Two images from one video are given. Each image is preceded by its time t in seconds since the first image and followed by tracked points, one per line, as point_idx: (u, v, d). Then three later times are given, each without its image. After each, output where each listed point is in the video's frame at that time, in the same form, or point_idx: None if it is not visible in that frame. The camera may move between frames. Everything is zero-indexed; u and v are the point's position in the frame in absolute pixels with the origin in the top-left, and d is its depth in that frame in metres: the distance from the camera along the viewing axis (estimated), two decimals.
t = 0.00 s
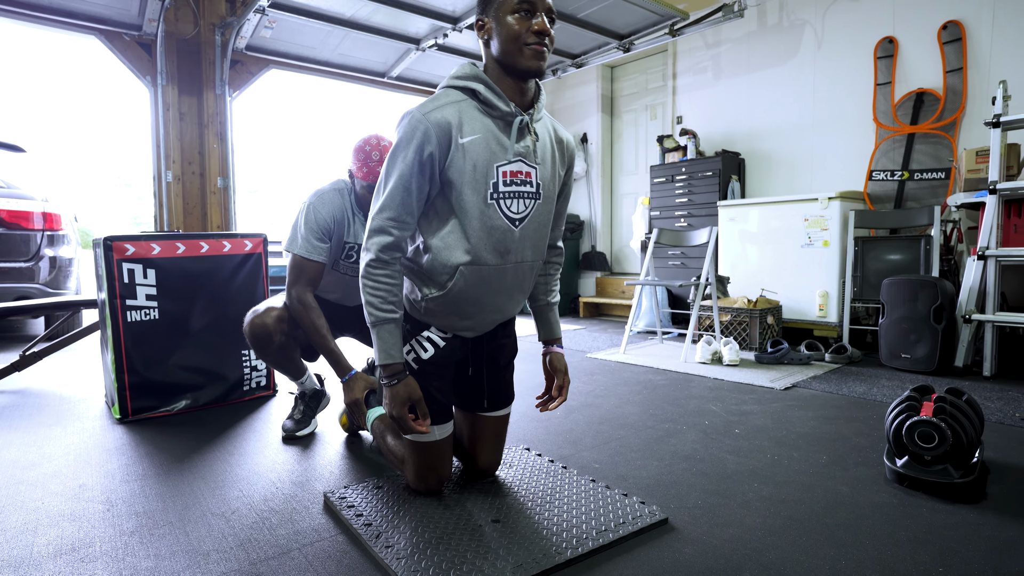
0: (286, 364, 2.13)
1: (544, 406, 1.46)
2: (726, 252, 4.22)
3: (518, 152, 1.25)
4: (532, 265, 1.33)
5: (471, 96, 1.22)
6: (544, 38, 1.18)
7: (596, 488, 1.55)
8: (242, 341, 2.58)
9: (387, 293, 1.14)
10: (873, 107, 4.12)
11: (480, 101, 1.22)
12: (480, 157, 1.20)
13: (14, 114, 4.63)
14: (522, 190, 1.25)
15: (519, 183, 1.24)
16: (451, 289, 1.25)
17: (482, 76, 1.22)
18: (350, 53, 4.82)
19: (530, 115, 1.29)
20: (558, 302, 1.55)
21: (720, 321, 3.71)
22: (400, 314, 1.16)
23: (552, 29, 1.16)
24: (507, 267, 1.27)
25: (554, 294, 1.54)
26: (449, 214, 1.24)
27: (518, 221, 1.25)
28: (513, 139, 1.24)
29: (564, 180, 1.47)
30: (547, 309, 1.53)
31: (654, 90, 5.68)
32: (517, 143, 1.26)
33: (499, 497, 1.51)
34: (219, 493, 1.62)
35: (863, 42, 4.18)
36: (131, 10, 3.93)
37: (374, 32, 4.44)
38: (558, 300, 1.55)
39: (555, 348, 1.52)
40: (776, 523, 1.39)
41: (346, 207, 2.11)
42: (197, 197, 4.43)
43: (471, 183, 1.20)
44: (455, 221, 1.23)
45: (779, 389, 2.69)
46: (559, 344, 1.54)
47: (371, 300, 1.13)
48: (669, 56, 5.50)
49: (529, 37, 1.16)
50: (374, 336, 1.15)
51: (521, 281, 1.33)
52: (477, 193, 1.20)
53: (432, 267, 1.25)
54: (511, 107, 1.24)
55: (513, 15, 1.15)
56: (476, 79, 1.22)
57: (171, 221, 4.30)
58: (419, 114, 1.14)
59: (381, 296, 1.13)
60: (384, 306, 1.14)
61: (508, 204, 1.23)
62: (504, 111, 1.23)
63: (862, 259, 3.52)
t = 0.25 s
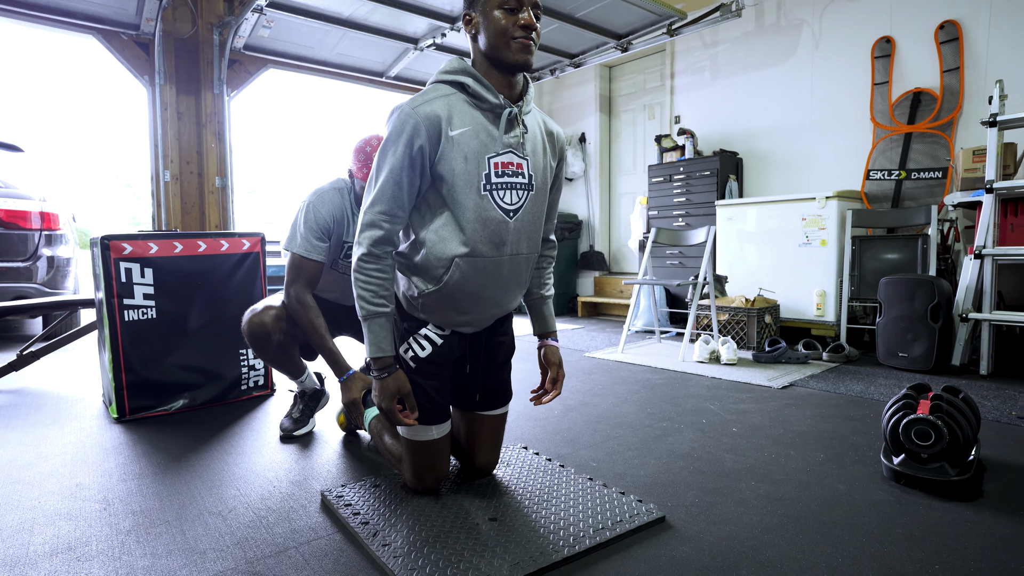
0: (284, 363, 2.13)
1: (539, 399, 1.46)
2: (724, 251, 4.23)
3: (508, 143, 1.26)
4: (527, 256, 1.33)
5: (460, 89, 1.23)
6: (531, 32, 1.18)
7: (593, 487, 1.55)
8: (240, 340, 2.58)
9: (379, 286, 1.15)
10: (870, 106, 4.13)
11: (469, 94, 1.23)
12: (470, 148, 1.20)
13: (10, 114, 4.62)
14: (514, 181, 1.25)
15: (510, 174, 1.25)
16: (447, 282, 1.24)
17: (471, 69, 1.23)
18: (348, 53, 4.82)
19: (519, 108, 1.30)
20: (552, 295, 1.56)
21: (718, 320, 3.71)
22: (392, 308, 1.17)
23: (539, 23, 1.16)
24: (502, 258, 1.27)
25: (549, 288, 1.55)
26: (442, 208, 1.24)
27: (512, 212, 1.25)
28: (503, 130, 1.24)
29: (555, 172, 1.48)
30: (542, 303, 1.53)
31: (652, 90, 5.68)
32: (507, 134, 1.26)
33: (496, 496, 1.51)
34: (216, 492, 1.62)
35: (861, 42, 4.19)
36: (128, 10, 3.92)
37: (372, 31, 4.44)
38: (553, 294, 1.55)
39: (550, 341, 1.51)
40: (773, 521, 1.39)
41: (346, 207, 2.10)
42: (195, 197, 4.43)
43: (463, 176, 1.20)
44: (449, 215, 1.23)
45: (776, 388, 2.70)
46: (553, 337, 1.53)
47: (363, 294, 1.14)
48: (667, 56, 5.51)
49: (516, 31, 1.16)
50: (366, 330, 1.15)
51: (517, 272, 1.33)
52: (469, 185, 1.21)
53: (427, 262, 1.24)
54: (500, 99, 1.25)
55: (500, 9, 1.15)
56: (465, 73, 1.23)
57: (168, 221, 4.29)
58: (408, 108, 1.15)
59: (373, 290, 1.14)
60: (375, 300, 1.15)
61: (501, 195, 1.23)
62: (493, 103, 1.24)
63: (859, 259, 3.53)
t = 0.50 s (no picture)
0: (281, 361, 2.13)
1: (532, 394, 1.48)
2: (722, 250, 4.23)
3: (506, 142, 1.25)
4: (525, 255, 1.33)
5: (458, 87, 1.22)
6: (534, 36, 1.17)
7: (591, 485, 1.55)
8: (238, 339, 2.57)
9: (372, 283, 1.15)
10: (868, 106, 4.13)
11: (467, 92, 1.22)
12: (468, 146, 1.20)
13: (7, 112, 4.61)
14: (511, 179, 1.25)
15: (507, 173, 1.24)
16: (443, 280, 1.24)
17: (469, 66, 1.22)
18: (346, 52, 4.81)
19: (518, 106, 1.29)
20: (547, 292, 1.56)
21: (716, 319, 3.70)
22: (384, 305, 1.17)
23: (543, 30, 1.15)
24: (500, 257, 1.27)
25: (544, 285, 1.54)
26: (439, 206, 1.23)
27: (510, 210, 1.24)
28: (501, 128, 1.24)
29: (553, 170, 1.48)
30: (537, 300, 1.53)
31: (651, 89, 5.68)
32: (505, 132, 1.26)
33: (494, 495, 1.50)
34: (213, 491, 1.62)
35: (859, 41, 4.19)
36: (126, 8, 3.91)
37: (370, 30, 4.43)
38: (548, 291, 1.55)
39: (542, 339, 1.53)
40: (772, 519, 1.39)
41: (344, 205, 2.09)
42: (193, 196, 4.42)
43: (460, 175, 1.19)
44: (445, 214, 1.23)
45: (775, 387, 2.70)
46: (546, 334, 1.54)
47: (355, 290, 1.13)
48: (665, 56, 5.51)
49: (520, 35, 1.15)
50: (358, 326, 1.14)
51: (515, 271, 1.33)
52: (466, 183, 1.20)
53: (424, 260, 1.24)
54: (498, 97, 1.24)
55: (505, 10, 1.14)
56: (463, 70, 1.22)
57: (166, 220, 4.28)
58: (405, 105, 1.15)
59: (366, 285, 1.14)
60: (368, 296, 1.14)
61: (498, 193, 1.23)
62: (491, 101, 1.23)
63: (857, 258, 3.53)
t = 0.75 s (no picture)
0: (281, 360, 2.12)
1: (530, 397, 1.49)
2: (722, 250, 4.23)
3: (516, 147, 1.23)
4: (530, 262, 1.32)
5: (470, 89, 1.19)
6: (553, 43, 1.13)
7: (591, 485, 1.54)
8: (237, 339, 2.57)
9: (374, 283, 1.14)
10: (868, 105, 4.13)
11: (478, 94, 1.20)
12: (477, 151, 1.18)
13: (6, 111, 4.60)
14: (520, 186, 1.23)
15: (516, 179, 1.23)
16: (448, 286, 1.23)
17: (481, 67, 1.19)
18: (345, 51, 4.80)
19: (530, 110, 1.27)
20: (550, 294, 1.56)
21: (715, 319, 3.70)
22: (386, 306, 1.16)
23: (562, 38, 1.12)
24: (506, 264, 1.26)
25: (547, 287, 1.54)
26: (444, 209, 1.22)
27: (517, 218, 1.23)
28: (512, 134, 1.21)
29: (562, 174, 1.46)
30: (540, 301, 1.53)
31: (650, 89, 5.68)
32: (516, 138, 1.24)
33: (493, 495, 1.49)
34: (212, 491, 1.61)
35: (859, 40, 4.18)
36: (125, 7, 3.90)
37: (369, 29, 4.42)
38: (550, 293, 1.55)
39: (544, 341, 1.53)
40: (773, 519, 1.38)
41: (344, 204, 2.09)
42: (192, 196, 4.41)
43: (467, 180, 1.18)
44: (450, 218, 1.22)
45: (775, 387, 2.69)
46: (547, 337, 1.54)
47: (357, 290, 1.13)
48: (665, 55, 5.50)
49: (538, 42, 1.12)
50: (359, 326, 1.15)
51: (520, 278, 1.32)
52: (473, 188, 1.19)
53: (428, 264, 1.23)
54: (510, 101, 1.22)
55: (524, 14, 1.10)
56: (475, 71, 1.19)
57: (165, 219, 4.27)
58: (414, 106, 1.12)
59: (367, 287, 1.14)
60: (370, 297, 1.14)
61: (506, 200, 1.22)
62: (503, 105, 1.21)
63: (857, 257, 3.52)
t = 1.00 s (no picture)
0: (279, 362, 2.12)
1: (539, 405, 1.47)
2: (722, 250, 4.22)
3: (532, 157, 1.19)
4: (538, 272, 1.30)
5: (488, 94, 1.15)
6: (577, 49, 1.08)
7: (590, 487, 1.54)
8: (235, 339, 2.56)
9: (381, 289, 1.10)
10: (868, 105, 4.12)
11: (495, 100, 1.16)
12: (491, 160, 1.14)
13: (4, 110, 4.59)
14: (533, 197, 1.20)
15: (530, 190, 1.19)
16: (454, 297, 1.22)
17: (498, 74, 1.15)
18: (345, 51, 4.79)
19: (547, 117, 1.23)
20: (560, 301, 1.54)
21: (715, 319, 3.69)
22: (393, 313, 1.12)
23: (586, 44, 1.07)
24: (514, 275, 1.24)
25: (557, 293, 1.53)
26: (454, 217, 1.19)
27: (528, 229, 1.20)
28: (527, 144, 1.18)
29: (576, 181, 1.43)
30: (550, 308, 1.51)
31: (650, 89, 5.67)
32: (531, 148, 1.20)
33: (492, 496, 1.49)
34: (210, 492, 1.60)
35: (859, 40, 4.18)
36: (123, 6, 3.89)
37: (368, 29, 4.41)
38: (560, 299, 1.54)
39: (553, 349, 1.50)
40: (773, 521, 1.37)
41: (341, 203, 2.08)
42: (191, 196, 4.40)
43: (479, 190, 1.14)
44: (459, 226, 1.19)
45: (775, 387, 2.68)
46: (557, 344, 1.51)
47: (363, 297, 1.08)
48: (664, 54, 5.49)
49: (560, 47, 1.07)
50: (366, 333, 1.10)
51: (527, 288, 1.30)
52: (485, 198, 1.15)
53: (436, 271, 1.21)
54: (527, 109, 1.18)
55: (547, 17, 1.05)
56: (492, 77, 1.15)
57: (164, 219, 4.27)
58: (428, 111, 1.08)
59: (374, 292, 1.09)
60: (377, 303, 1.10)
61: (518, 211, 1.18)
62: (520, 113, 1.17)
63: (857, 257, 3.52)
